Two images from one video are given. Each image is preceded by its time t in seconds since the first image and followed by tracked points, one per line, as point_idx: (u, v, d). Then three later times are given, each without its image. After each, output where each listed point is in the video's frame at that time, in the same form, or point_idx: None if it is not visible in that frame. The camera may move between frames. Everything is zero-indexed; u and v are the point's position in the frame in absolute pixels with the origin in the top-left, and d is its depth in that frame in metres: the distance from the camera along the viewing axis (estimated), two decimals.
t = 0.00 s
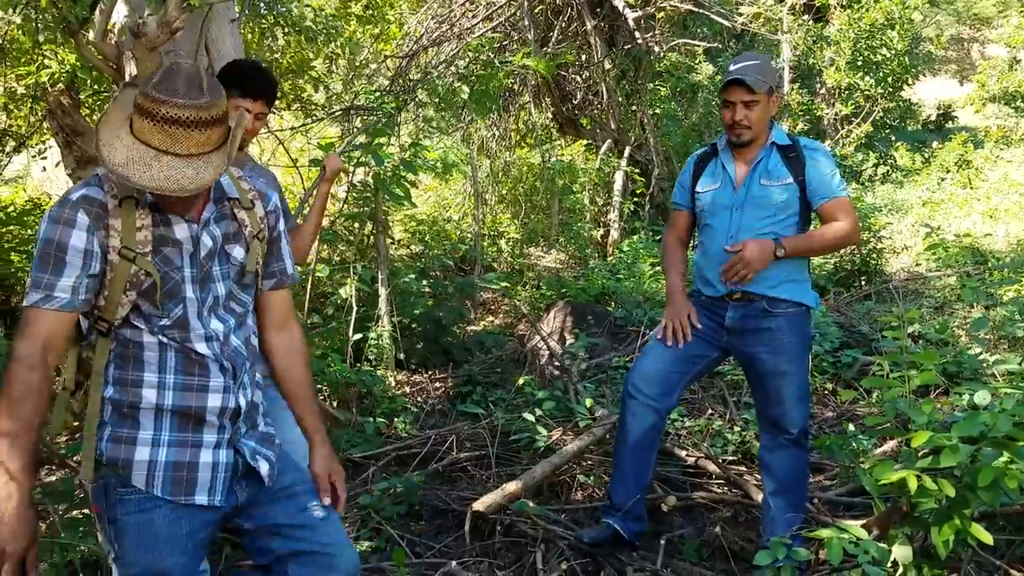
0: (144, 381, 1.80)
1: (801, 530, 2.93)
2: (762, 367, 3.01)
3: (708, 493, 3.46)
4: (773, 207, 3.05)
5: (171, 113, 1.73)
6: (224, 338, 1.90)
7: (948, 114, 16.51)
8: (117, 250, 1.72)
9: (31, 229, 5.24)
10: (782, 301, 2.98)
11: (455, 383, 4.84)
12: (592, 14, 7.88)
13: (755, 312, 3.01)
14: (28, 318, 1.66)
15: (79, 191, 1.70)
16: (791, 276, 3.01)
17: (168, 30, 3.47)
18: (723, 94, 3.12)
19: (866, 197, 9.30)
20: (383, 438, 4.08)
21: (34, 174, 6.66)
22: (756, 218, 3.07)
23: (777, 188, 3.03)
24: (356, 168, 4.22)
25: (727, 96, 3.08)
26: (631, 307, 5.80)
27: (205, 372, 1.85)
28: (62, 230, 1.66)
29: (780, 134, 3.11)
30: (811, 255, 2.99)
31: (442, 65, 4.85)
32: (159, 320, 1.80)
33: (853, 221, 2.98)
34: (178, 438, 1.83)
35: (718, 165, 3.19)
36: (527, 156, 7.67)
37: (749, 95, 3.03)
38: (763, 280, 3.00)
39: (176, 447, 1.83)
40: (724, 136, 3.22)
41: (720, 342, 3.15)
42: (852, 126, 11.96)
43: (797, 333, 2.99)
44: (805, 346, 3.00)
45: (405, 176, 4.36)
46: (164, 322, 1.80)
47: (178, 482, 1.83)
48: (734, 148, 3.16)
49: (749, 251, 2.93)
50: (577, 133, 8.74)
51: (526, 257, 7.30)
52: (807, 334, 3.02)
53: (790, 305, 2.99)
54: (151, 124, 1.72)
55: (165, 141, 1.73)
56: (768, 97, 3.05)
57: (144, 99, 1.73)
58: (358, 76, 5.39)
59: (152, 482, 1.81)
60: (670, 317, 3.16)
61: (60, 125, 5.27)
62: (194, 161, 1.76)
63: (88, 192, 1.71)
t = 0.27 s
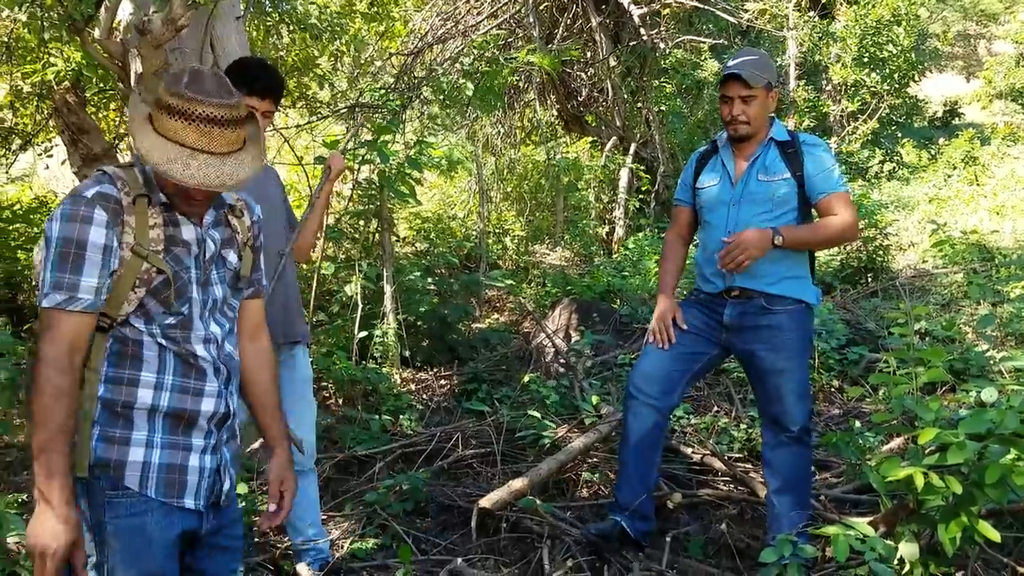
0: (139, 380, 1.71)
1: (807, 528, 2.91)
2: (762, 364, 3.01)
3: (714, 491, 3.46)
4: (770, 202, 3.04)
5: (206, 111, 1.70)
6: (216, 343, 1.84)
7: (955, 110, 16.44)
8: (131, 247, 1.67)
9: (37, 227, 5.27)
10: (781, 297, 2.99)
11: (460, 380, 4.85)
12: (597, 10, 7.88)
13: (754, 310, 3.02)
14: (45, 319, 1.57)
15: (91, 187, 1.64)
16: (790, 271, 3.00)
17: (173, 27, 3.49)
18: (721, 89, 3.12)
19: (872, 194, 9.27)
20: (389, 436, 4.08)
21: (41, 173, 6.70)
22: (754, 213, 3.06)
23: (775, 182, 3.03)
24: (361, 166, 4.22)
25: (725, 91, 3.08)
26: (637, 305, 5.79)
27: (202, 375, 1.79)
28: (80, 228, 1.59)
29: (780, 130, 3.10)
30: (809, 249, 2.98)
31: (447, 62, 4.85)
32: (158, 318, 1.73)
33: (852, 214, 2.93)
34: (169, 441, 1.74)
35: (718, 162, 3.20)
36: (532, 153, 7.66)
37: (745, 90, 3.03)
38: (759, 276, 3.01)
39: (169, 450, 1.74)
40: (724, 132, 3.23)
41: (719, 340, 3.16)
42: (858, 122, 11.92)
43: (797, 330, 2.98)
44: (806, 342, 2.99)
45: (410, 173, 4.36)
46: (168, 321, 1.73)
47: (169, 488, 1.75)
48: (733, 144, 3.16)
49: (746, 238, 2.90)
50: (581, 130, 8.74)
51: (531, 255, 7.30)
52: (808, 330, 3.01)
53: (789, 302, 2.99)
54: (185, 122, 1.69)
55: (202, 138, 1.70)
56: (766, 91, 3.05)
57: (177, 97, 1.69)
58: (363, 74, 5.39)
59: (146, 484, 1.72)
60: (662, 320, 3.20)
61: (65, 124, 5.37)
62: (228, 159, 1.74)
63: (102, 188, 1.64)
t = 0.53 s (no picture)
0: (108, 387, 1.72)
1: (813, 526, 2.90)
2: (764, 363, 3.01)
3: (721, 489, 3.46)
4: (772, 199, 3.03)
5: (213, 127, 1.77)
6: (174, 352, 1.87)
7: (962, 107, 16.37)
8: (114, 249, 1.70)
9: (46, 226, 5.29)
10: (783, 296, 2.98)
11: (467, 378, 4.85)
12: (603, 8, 7.87)
13: (755, 309, 3.02)
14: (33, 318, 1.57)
15: (81, 187, 1.67)
16: (791, 270, 3.00)
17: (180, 27, 3.51)
18: (725, 86, 3.12)
19: (879, 191, 9.24)
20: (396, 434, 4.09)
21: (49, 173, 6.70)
22: (756, 210, 3.06)
23: (778, 180, 3.02)
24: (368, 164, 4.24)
25: (728, 87, 3.08)
26: (643, 303, 5.78)
27: (165, 381, 1.83)
28: (71, 227, 1.62)
29: (783, 127, 3.09)
30: (811, 248, 2.97)
31: (454, 60, 4.85)
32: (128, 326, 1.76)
33: (853, 214, 2.93)
34: (136, 445, 1.77)
35: (721, 159, 3.19)
36: (538, 151, 7.65)
37: (749, 86, 3.02)
38: (758, 273, 3.01)
39: (136, 456, 1.77)
40: (729, 130, 3.23)
41: (720, 339, 3.16)
42: (865, 120, 11.89)
43: (799, 328, 2.98)
44: (808, 341, 2.99)
45: (417, 172, 4.37)
46: (137, 327, 1.77)
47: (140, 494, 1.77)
48: (737, 141, 3.15)
49: (746, 237, 2.92)
50: (587, 128, 8.73)
51: (537, 253, 7.31)
52: (810, 329, 3.01)
53: (792, 300, 2.98)
54: (193, 134, 1.74)
55: (208, 152, 1.76)
56: (770, 88, 3.04)
57: (184, 110, 1.73)
58: (368, 73, 5.35)
59: (119, 487, 1.73)
60: (662, 317, 3.21)
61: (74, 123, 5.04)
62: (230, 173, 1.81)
63: (91, 190, 1.68)
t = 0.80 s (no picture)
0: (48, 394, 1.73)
1: (821, 524, 2.89)
2: (770, 360, 3.01)
3: (728, 487, 3.46)
4: (780, 196, 3.03)
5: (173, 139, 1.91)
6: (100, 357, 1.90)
7: (969, 105, 16.29)
8: (54, 251, 1.70)
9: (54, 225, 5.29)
10: (790, 293, 2.98)
11: (473, 377, 4.85)
12: (609, 6, 7.86)
13: (763, 305, 3.01)
14: None
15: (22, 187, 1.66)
16: (799, 267, 3.00)
17: (187, 25, 3.52)
18: (732, 83, 3.12)
19: (885, 189, 9.21)
20: (402, 432, 4.09)
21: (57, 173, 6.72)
22: (763, 206, 3.05)
23: (786, 176, 3.02)
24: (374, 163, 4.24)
25: (736, 84, 3.07)
26: (649, 301, 5.77)
27: (96, 383, 1.86)
28: (16, 226, 1.60)
29: (791, 125, 3.08)
30: (819, 245, 2.96)
31: (460, 58, 4.85)
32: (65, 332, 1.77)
33: (862, 212, 2.93)
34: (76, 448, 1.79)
35: (728, 156, 3.18)
36: (544, 150, 7.64)
37: (757, 83, 3.02)
38: (765, 270, 3.00)
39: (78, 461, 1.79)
40: (735, 128, 3.22)
41: (726, 335, 3.15)
42: (872, 117, 11.85)
43: (806, 325, 2.97)
44: (814, 338, 2.98)
45: (423, 170, 4.37)
46: (75, 331, 1.79)
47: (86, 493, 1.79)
48: (744, 138, 3.14)
49: (752, 234, 2.92)
50: (593, 126, 8.73)
51: (543, 251, 7.30)
52: (817, 326, 3.00)
53: (800, 297, 2.98)
54: (153, 146, 1.85)
55: (166, 162, 1.89)
56: (777, 85, 3.04)
57: (144, 123, 1.84)
58: (374, 71, 5.25)
59: (70, 487, 1.75)
60: (666, 312, 3.21)
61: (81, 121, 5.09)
62: (182, 182, 1.96)
63: (32, 191, 1.67)
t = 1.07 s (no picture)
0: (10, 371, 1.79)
1: (826, 522, 2.89)
2: (776, 357, 3.00)
3: (733, 485, 3.45)
4: (787, 194, 3.02)
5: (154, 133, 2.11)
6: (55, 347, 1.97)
7: (974, 101, 16.22)
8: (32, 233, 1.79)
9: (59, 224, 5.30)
10: (796, 289, 2.97)
11: (476, 374, 4.85)
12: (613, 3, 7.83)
13: (770, 302, 3.01)
14: None
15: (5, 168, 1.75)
16: (805, 264, 2.99)
17: (191, 24, 3.53)
18: (739, 79, 3.10)
19: (890, 186, 9.18)
20: (406, 430, 4.10)
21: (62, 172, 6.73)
22: (770, 203, 3.04)
23: (793, 173, 3.01)
24: (378, 161, 4.23)
25: (743, 80, 3.06)
26: (654, 299, 5.75)
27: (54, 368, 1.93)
28: None
29: (798, 122, 3.07)
30: (826, 242, 2.95)
31: (464, 56, 4.84)
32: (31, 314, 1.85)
33: (869, 209, 2.92)
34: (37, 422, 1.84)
35: (735, 153, 3.18)
36: (548, 147, 7.64)
37: (764, 79, 3.01)
38: (772, 267, 2.99)
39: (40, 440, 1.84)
40: (742, 124, 3.21)
41: (733, 331, 3.16)
42: (877, 114, 11.81)
43: (813, 322, 2.96)
44: (821, 335, 2.97)
45: (426, 167, 4.37)
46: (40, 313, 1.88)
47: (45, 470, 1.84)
48: (751, 135, 3.13)
49: (760, 229, 2.89)
50: (597, 124, 8.70)
51: (547, 249, 7.30)
52: (824, 324, 3.00)
53: (806, 294, 2.97)
54: (140, 137, 2.04)
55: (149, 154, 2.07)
56: (784, 82, 3.03)
57: (132, 115, 2.03)
58: (378, 69, 5.30)
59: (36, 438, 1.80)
60: (671, 308, 3.21)
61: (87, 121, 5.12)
62: (158, 174, 2.12)
63: (13, 172, 1.77)
